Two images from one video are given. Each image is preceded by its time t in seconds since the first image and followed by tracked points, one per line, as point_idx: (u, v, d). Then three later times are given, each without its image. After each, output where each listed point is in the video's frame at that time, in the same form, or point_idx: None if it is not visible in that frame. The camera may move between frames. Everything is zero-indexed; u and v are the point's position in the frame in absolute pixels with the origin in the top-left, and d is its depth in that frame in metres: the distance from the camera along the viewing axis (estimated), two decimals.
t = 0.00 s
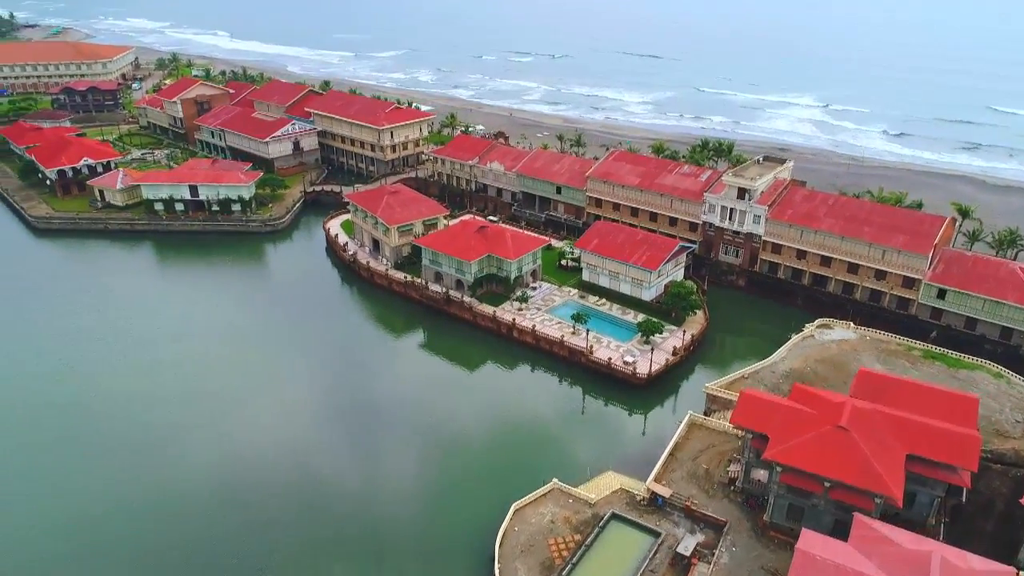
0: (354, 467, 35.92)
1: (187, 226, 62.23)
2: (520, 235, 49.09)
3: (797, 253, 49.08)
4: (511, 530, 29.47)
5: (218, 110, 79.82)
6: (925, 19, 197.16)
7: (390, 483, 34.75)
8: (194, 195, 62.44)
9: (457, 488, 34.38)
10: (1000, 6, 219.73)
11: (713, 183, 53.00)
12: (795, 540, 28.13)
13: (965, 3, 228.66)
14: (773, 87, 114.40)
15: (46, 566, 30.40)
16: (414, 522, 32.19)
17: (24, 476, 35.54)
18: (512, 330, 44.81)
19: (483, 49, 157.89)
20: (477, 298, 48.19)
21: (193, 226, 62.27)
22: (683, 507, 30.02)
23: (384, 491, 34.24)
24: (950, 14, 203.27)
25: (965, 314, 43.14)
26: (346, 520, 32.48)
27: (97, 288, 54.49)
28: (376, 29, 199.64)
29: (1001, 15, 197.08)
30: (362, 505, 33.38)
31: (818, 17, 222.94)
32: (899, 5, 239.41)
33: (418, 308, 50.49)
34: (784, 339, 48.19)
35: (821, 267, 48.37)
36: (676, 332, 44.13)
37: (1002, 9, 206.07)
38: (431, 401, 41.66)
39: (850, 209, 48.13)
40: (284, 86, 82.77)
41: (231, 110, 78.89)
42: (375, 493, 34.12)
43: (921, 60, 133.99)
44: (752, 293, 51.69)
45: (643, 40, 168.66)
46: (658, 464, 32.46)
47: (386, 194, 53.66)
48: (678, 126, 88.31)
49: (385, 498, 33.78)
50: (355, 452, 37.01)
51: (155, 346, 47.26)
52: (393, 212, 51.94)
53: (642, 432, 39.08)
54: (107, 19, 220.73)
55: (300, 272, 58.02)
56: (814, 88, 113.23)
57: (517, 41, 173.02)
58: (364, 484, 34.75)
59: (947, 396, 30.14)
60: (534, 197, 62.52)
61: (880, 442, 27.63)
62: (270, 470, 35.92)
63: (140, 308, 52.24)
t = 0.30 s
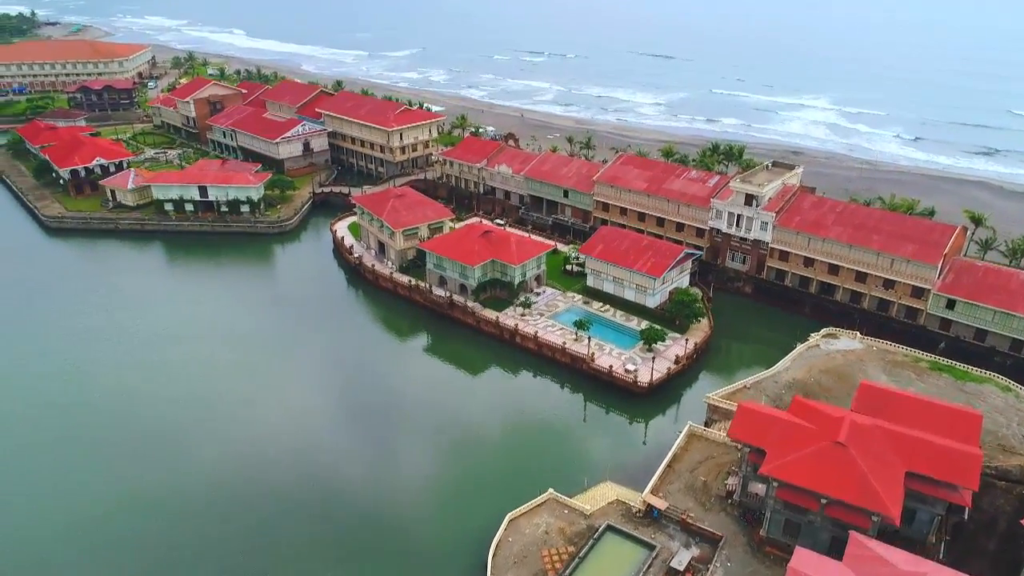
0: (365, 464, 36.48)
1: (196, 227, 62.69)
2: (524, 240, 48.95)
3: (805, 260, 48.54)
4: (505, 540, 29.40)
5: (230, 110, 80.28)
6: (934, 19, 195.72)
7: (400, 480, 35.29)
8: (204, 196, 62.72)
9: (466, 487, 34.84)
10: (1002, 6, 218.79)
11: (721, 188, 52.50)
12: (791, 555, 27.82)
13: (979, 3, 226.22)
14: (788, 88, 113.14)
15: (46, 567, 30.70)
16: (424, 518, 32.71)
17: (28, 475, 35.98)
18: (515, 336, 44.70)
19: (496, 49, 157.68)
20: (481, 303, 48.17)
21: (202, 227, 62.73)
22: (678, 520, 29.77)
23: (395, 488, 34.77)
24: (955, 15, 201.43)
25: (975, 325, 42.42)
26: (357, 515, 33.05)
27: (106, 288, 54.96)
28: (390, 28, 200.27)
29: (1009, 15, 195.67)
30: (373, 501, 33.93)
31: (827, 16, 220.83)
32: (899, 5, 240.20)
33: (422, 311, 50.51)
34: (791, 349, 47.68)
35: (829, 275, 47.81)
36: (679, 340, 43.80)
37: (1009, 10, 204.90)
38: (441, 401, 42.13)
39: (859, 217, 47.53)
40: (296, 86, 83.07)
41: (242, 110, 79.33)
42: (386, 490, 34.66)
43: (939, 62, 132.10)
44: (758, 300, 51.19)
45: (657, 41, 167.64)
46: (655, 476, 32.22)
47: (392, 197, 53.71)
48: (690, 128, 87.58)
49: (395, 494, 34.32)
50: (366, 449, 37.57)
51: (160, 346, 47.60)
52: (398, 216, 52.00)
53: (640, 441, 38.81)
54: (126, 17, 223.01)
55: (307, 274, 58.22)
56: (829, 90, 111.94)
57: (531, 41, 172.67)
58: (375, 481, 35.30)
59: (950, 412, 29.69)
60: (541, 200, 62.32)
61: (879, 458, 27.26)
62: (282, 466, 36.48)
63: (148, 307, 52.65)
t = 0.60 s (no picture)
0: (382, 459, 37.32)
1: (205, 227, 63.21)
2: (528, 245, 48.83)
3: (812, 268, 48.01)
4: (498, 549, 29.35)
5: (242, 110, 80.75)
6: (935, 19, 196.78)
7: (403, 480, 35.85)
8: (213, 196, 63.16)
9: (477, 484, 35.53)
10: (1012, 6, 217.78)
11: (728, 194, 52.02)
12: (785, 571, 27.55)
13: (996, 3, 224.03)
14: (802, 90, 111.93)
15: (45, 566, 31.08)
16: (438, 514, 33.53)
17: (31, 473, 36.44)
18: (516, 341, 44.62)
19: (511, 48, 157.33)
20: (484, 308, 48.14)
21: (211, 227, 63.24)
22: (673, 533, 29.58)
23: (410, 483, 35.62)
24: (974, 15, 199.15)
25: (984, 337, 41.74)
26: (373, 510, 33.91)
27: (115, 287, 55.50)
28: (406, 27, 200.80)
29: (1014, 15, 195.34)
30: (389, 496, 34.76)
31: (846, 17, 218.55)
32: (909, 6, 240.40)
33: (426, 315, 50.55)
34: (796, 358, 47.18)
35: (836, 283, 47.25)
36: (682, 348, 43.50)
37: (1005, 10, 204.55)
38: (453, 400, 42.82)
39: (868, 224, 46.92)
40: (308, 87, 83.38)
41: (254, 110, 79.77)
42: (402, 485, 35.48)
43: (959, 63, 130.15)
44: (764, 307, 50.71)
45: (672, 41, 166.54)
46: (651, 487, 32.03)
47: (398, 200, 53.80)
48: (702, 131, 86.86)
49: (410, 490, 35.14)
50: (381, 445, 38.42)
51: (166, 346, 48.01)
52: (403, 219, 52.07)
53: (640, 450, 38.59)
54: (146, 15, 225.22)
55: (314, 275, 58.47)
56: (846, 92, 110.64)
57: (545, 40, 172.30)
58: (391, 476, 36.13)
59: (951, 428, 29.27)
60: (549, 204, 62.13)
61: (876, 475, 26.91)
62: (300, 460, 37.36)
63: (155, 307, 53.14)
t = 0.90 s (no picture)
0: (393, 454, 37.92)
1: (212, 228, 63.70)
2: (531, 250, 48.76)
3: (816, 275, 47.55)
4: (489, 558, 29.34)
5: (253, 110, 81.20)
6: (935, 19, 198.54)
7: (402, 481, 36.06)
8: (221, 196, 63.66)
9: (482, 482, 35.91)
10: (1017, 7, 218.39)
11: (733, 200, 51.61)
12: None
13: (1008, 3, 223.18)
14: (816, 91, 110.83)
15: (44, 564, 31.45)
16: (436, 515, 33.72)
17: (33, 472, 36.88)
18: (517, 346, 44.56)
19: (524, 48, 157.11)
20: (486, 312, 48.13)
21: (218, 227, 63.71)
22: (665, 545, 29.42)
23: (414, 481, 35.98)
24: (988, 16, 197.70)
25: (990, 348, 41.15)
26: (371, 509, 34.17)
27: (122, 286, 56.04)
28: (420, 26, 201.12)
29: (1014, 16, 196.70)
30: (395, 491, 35.29)
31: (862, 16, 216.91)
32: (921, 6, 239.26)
33: (428, 318, 50.63)
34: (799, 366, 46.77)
35: (841, 291, 46.77)
36: (682, 355, 43.26)
37: (1007, 10, 205.51)
38: (455, 402, 42.98)
39: (874, 232, 46.40)
40: (318, 87, 83.69)
41: (264, 110, 80.19)
42: (408, 481, 35.97)
43: (975, 65, 128.65)
44: (768, 314, 50.29)
45: (686, 41, 165.81)
46: (646, 498, 31.89)
47: (402, 203, 53.90)
48: (713, 133, 86.32)
49: (420, 485, 35.71)
50: (392, 440, 39.03)
51: (170, 346, 48.39)
52: (407, 222, 52.18)
53: (637, 457, 38.41)
54: (163, 13, 227.16)
55: (319, 276, 58.67)
56: (859, 93, 109.59)
57: (558, 40, 171.95)
58: (402, 470, 36.74)
59: (950, 444, 28.90)
60: (554, 207, 62.00)
61: (870, 491, 26.61)
62: (301, 459, 37.67)
63: (161, 306, 53.60)
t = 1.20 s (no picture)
0: (392, 454, 38.13)
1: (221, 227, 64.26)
2: (534, 255, 48.72)
3: (822, 283, 47.05)
4: (481, 566, 29.37)
5: (265, 110, 81.70)
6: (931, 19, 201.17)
7: (401, 481, 36.25)
8: (230, 197, 64.22)
9: (480, 484, 36.00)
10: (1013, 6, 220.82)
11: (740, 206, 51.18)
12: None
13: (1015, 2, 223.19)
14: (831, 94, 109.69)
15: (43, 562, 31.87)
16: (434, 516, 33.88)
17: (36, 470, 37.39)
18: (518, 351, 44.53)
19: (537, 47, 156.88)
20: (488, 316, 48.13)
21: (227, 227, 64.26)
22: (658, 557, 29.28)
23: (412, 482, 36.16)
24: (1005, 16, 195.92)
25: (997, 360, 40.50)
26: (369, 510, 34.37)
27: (131, 285, 56.64)
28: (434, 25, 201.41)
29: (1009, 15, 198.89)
30: (394, 492, 35.51)
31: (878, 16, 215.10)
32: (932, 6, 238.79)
33: (430, 321, 50.71)
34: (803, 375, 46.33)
35: (847, 299, 46.25)
36: (683, 363, 42.99)
37: (1007, 10, 207.35)
38: (456, 404, 43.08)
39: (881, 240, 45.84)
40: (330, 87, 84.05)
41: (276, 110, 80.66)
42: (407, 481, 36.19)
43: (993, 67, 126.96)
44: (774, 322, 49.84)
45: (700, 41, 164.78)
46: (640, 508, 31.76)
47: (408, 206, 54.04)
48: (724, 135, 85.71)
49: (418, 485, 35.90)
50: (392, 441, 39.23)
51: (175, 345, 48.85)
52: (412, 225, 52.32)
53: (635, 466, 38.25)
54: (183, 10, 229.39)
55: (325, 277, 58.95)
56: (875, 95, 108.34)
57: (573, 39, 171.56)
58: (401, 470, 36.94)
59: (947, 459, 28.53)
60: (561, 210, 61.85)
61: (864, 507, 26.32)
62: (302, 458, 37.98)
63: (169, 305, 54.11)
